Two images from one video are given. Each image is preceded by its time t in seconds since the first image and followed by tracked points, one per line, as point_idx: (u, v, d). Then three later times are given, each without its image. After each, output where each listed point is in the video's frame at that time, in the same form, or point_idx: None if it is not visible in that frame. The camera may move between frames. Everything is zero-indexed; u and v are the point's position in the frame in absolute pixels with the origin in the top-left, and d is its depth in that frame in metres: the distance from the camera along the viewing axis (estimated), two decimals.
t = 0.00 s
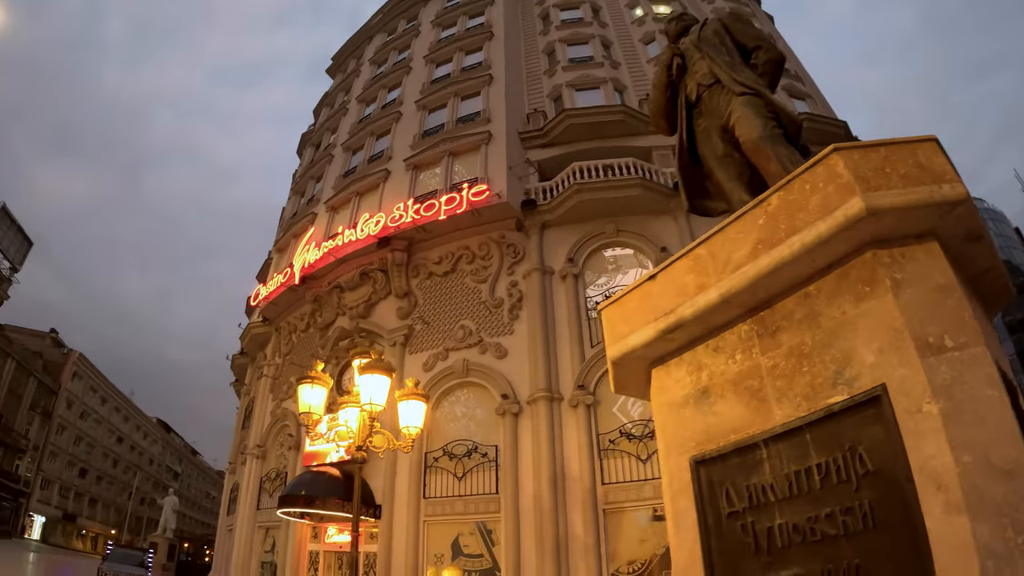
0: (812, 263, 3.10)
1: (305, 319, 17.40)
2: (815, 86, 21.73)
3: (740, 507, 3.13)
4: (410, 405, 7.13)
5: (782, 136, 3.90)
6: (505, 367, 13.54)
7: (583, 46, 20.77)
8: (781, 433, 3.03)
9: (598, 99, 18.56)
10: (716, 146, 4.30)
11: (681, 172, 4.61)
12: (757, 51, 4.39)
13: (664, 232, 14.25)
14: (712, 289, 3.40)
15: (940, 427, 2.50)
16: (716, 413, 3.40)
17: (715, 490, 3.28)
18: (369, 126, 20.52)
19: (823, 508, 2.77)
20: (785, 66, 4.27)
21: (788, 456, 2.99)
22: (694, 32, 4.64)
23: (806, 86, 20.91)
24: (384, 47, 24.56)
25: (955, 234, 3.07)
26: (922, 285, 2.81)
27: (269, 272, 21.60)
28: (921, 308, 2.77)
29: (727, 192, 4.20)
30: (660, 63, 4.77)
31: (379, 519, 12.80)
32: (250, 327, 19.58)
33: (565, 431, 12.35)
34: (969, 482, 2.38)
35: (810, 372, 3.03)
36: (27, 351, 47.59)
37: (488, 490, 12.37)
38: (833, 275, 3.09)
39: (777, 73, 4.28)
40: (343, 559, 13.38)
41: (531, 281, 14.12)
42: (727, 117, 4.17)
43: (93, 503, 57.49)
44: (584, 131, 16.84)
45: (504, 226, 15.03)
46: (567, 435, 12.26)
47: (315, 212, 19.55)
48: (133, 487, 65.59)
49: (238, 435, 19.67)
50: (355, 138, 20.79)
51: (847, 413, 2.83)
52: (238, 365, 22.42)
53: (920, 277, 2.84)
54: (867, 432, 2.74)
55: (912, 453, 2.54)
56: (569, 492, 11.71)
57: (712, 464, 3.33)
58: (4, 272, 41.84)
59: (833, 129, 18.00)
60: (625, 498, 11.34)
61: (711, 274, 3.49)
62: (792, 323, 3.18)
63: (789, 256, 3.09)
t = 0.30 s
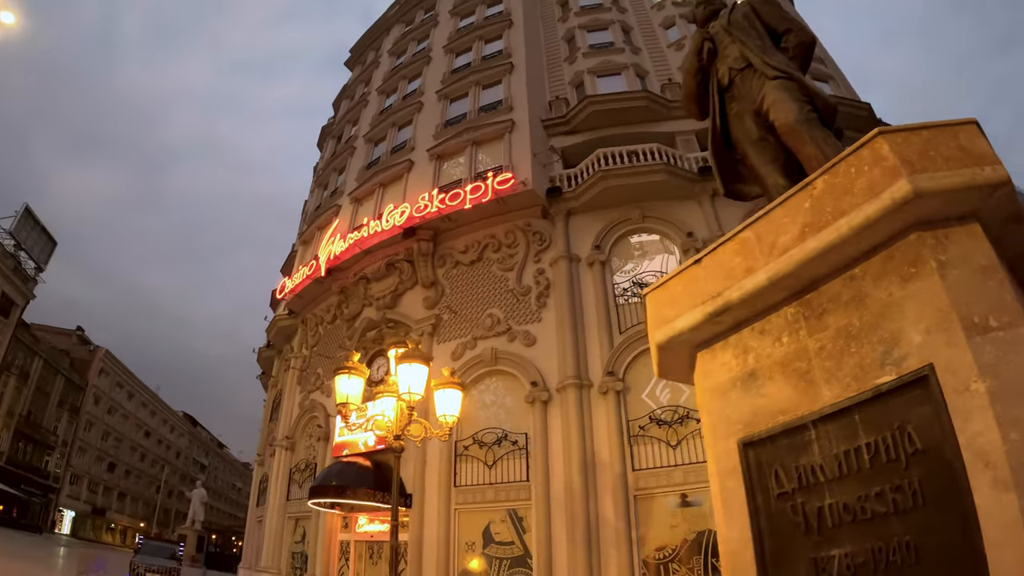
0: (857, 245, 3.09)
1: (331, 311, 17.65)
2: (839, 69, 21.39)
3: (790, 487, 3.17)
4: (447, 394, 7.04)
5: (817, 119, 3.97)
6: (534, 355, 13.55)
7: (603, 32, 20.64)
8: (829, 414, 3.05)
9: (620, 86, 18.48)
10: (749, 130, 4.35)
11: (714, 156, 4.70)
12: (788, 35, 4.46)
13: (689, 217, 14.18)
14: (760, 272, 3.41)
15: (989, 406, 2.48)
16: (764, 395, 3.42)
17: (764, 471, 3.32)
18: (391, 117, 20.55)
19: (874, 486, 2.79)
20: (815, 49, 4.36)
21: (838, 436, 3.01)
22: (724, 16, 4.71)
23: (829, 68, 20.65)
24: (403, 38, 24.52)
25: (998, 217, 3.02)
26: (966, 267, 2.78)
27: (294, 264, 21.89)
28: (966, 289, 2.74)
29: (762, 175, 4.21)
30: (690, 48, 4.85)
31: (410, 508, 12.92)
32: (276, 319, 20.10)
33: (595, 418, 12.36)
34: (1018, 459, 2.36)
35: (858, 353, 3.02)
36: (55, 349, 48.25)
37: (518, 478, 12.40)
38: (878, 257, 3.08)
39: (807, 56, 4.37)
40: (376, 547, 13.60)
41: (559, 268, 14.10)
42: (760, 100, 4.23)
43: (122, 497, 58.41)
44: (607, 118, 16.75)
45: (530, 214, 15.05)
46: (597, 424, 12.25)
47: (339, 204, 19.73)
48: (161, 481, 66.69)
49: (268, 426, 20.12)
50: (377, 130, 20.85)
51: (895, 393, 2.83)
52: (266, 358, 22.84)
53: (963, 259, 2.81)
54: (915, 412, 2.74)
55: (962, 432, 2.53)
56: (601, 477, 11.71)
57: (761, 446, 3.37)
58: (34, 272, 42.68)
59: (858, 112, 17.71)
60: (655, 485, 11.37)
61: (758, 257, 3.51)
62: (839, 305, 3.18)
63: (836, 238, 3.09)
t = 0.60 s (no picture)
0: (907, 226, 3.08)
1: (363, 303, 17.96)
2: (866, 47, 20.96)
3: (846, 468, 3.17)
4: (489, 383, 7.07)
5: (857, 99, 4.05)
6: (567, 342, 13.58)
7: (625, 16, 20.50)
8: (884, 394, 3.04)
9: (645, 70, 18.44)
10: (787, 112, 4.44)
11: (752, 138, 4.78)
12: (821, 15, 4.54)
13: (720, 200, 14.08)
14: (812, 255, 3.41)
15: None
16: (818, 376, 3.42)
17: (819, 452, 3.32)
18: (416, 109, 20.62)
19: (929, 465, 2.79)
20: (849, 28, 4.47)
21: (893, 416, 3.00)
22: None
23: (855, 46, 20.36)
24: (424, 29, 24.45)
25: None
26: (1017, 246, 2.74)
27: (325, 259, 22.27)
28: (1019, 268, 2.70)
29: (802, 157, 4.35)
30: (723, 31, 4.91)
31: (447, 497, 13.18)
32: (309, 313, 20.82)
33: (631, 402, 12.39)
34: None
35: (911, 333, 3.01)
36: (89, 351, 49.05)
37: (556, 465, 12.52)
38: (929, 238, 3.06)
39: (841, 36, 4.47)
40: (414, 536, 13.93)
41: (591, 255, 14.08)
42: (798, 82, 4.31)
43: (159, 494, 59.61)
44: (634, 102, 16.74)
45: (560, 201, 14.97)
46: (634, 410, 12.26)
47: (367, 198, 19.98)
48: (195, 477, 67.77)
49: (306, 417, 20.77)
50: (403, 122, 20.90)
51: (948, 372, 2.81)
52: (301, 352, 23.41)
53: (1013, 238, 2.77)
54: (969, 391, 2.72)
55: (1017, 410, 2.51)
56: (637, 462, 11.79)
57: (816, 428, 3.37)
58: (66, 276, 43.27)
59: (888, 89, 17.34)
60: (692, 469, 11.41)
61: (810, 240, 3.50)
62: (891, 286, 3.16)
63: (887, 220, 3.07)
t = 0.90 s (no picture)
0: (963, 197, 3.05)
1: (402, 296, 18.20)
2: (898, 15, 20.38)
3: (908, 441, 3.16)
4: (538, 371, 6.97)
5: (900, 72, 3.99)
6: (609, 327, 13.62)
7: None
8: (944, 366, 3.03)
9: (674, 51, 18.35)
10: (829, 88, 4.40)
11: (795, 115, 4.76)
12: None
13: (756, 180, 13.88)
14: (870, 229, 3.39)
15: None
16: (877, 351, 3.41)
17: (881, 427, 3.31)
18: (446, 100, 20.66)
19: (991, 435, 2.78)
20: None
21: (955, 388, 2.98)
22: None
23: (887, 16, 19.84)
24: (449, 20, 24.37)
25: None
26: None
27: (361, 253, 22.62)
28: None
29: (846, 132, 4.31)
30: (761, 7, 4.86)
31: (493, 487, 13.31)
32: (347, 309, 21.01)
33: (676, 385, 12.42)
34: None
35: (971, 305, 2.99)
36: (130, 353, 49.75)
37: (600, 451, 12.62)
38: (985, 209, 3.03)
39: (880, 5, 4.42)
40: (461, 526, 14.11)
41: (629, 239, 14.06)
42: (838, 56, 4.28)
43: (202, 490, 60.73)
44: (665, 85, 16.72)
45: (596, 185, 14.97)
46: (678, 393, 12.29)
47: (401, 190, 20.20)
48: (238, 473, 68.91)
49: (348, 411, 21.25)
50: (433, 113, 20.98)
51: (1008, 342, 2.79)
52: (340, 346, 23.83)
53: None
54: None
55: None
56: (682, 445, 11.83)
57: (877, 402, 3.36)
58: (102, 281, 43.72)
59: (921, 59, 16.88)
60: (739, 451, 11.39)
61: (867, 215, 3.48)
62: (948, 258, 3.13)
63: (943, 192, 3.05)
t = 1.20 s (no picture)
0: None
1: (445, 288, 18.73)
2: None
3: (980, 408, 3.14)
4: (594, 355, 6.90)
5: (950, 39, 3.93)
6: (658, 311, 13.58)
7: None
8: (1014, 333, 2.99)
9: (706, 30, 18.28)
10: (876, 58, 4.35)
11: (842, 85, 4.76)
12: None
13: (798, 157, 13.59)
14: (934, 197, 3.34)
15: None
16: (945, 319, 3.38)
17: (951, 396, 3.29)
18: (480, 90, 20.80)
19: None
20: None
21: None
22: None
23: None
24: (478, 11, 24.33)
25: None
26: None
27: (402, 247, 23.09)
28: None
29: (896, 102, 4.21)
30: None
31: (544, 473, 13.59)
32: (392, 302, 21.73)
33: (727, 367, 12.34)
34: None
35: None
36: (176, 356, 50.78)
37: (651, 436, 12.65)
38: None
39: None
40: (512, 514, 14.46)
41: (672, 221, 14.00)
42: (885, 27, 4.25)
43: (251, 488, 61.96)
44: (700, 64, 16.66)
45: (636, 169, 15.00)
46: (728, 375, 12.24)
47: (440, 183, 20.57)
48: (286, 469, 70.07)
49: (394, 403, 21.60)
50: (467, 105, 21.17)
51: None
52: (384, 340, 24.42)
53: None
54: None
55: None
56: (733, 427, 11.82)
57: (947, 371, 3.33)
58: (147, 287, 44.65)
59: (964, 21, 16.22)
60: (791, 432, 11.32)
61: (931, 182, 3.44)
62: (1013, 224, 3.07)
63: (1006, 157, 3.00)
